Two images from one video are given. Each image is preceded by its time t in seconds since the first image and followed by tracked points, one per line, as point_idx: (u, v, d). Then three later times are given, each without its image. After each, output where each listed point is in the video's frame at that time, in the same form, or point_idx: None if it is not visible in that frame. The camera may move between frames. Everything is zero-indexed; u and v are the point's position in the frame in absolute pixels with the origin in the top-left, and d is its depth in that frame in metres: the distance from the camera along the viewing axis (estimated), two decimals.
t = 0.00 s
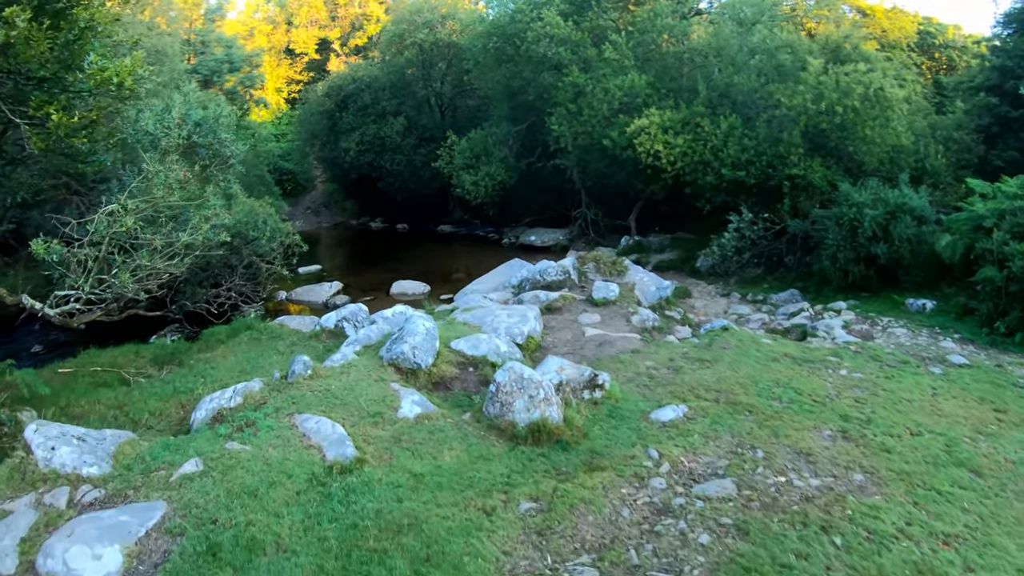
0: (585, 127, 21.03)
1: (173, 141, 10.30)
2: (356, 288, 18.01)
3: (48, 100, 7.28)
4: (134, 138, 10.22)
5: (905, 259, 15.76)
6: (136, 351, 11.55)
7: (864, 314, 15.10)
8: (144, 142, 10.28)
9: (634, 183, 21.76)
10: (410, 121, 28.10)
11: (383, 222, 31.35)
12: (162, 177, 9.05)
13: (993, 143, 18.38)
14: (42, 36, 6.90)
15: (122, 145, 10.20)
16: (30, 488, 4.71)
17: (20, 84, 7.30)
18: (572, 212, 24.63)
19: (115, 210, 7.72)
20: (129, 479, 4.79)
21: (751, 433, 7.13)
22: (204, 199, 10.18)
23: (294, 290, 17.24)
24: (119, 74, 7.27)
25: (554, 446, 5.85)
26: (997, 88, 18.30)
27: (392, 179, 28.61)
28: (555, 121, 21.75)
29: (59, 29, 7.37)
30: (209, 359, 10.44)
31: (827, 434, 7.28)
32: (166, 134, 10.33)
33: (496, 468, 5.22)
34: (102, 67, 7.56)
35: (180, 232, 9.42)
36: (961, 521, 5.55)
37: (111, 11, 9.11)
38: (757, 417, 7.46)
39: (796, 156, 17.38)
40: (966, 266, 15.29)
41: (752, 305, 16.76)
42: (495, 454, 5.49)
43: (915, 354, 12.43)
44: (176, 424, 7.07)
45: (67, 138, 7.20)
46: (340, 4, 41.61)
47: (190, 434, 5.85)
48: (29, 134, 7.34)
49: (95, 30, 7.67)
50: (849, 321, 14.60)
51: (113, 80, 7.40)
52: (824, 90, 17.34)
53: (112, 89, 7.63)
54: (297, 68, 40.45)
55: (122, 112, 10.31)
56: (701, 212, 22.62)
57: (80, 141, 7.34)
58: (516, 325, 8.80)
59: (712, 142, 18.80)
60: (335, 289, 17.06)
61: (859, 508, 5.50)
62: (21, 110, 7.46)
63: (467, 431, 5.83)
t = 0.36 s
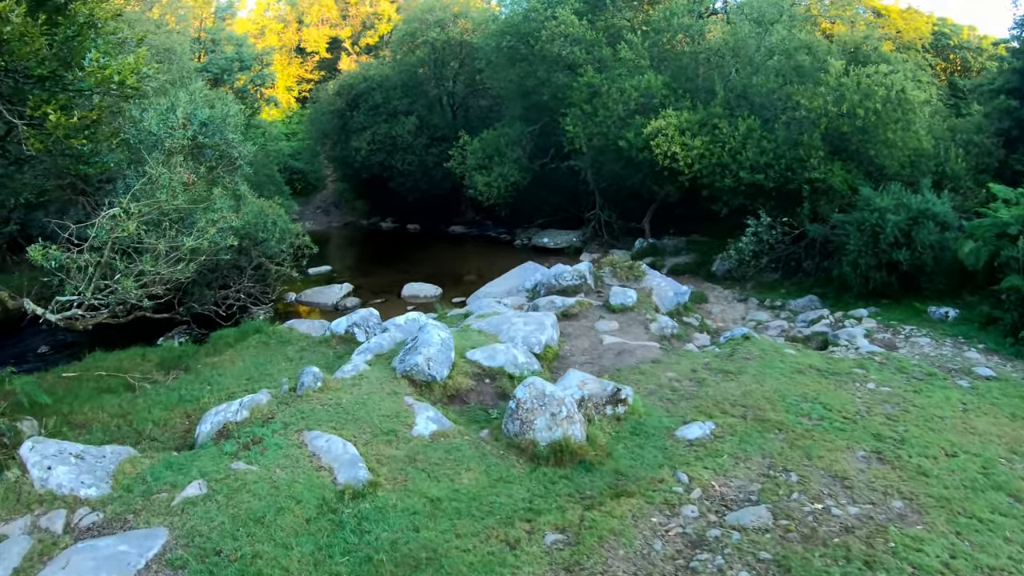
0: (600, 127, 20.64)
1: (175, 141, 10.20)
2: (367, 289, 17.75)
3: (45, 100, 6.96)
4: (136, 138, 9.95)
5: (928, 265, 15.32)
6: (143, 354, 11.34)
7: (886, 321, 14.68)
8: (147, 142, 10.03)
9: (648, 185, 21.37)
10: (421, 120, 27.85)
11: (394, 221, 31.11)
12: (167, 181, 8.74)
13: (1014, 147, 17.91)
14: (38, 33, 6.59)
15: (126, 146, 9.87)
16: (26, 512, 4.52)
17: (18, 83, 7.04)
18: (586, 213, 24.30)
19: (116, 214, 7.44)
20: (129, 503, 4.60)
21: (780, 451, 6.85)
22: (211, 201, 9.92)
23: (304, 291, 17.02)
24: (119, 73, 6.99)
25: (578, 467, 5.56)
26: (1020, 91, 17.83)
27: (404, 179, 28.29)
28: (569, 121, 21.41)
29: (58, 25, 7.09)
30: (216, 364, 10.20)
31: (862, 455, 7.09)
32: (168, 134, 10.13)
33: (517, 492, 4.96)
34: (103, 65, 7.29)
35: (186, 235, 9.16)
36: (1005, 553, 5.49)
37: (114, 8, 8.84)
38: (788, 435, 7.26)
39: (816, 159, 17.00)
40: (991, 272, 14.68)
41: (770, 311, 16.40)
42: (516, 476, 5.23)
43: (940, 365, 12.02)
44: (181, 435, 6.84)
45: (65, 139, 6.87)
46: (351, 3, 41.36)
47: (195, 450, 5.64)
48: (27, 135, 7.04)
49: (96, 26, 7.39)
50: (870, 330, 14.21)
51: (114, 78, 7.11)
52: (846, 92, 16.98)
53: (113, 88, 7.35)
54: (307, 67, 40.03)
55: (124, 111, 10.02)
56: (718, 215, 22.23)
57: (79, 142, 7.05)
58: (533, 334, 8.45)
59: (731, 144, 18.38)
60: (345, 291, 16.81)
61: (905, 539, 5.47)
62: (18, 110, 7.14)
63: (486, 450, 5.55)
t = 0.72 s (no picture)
0: (614, 126, 20.27)
1: (185, 135, 9.91)
2: (377, 288, 17.45)
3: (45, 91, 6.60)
4: (142, 130, 9.67)
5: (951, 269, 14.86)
6: (148, 354, 11.07)
7: (908, 327, 14.26)
8: (154, 135, 9.72)
9: (663, 185, 20.96)
10: (433, 118, 27.59)
11: (403, 220, 30.82)
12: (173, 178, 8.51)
13: None
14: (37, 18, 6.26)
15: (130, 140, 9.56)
16: (18, 528, 4.26)
17: (17, 71, 6.65)
18: (599, 213, 23.94)
19: (120, 211, 7.11)
20: (129, 520, 4.35)
21: (815, 466, 6.50)
22: (219, 197, 9.60)
23: (313, 290, 16.72)
24: (124, 62, 6.82)
25: (608, 481, 5.25)
26: None
27: (414, 177, 27.93)
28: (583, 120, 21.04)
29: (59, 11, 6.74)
30: (223, 365, 9.87)
31: (902, 470, 6.73)
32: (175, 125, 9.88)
33: (546, 511, 4.66)
34: (107, 53, 7.02)
35: (192, 233, 8.82)
36: None
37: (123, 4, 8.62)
38: (823, 448, 6.93)
39: (838, 160, 16.60)
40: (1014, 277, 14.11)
41: (788, 315, 16.02)
42: (543, 493, 4.91)
43: (969, 374, 11.61)
44: (187, 441, 6.54)
45: (68, 133, 6.52)
46: None
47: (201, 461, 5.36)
48: (26, 127, 6.70)
49: (99, 12, 7.03)
50: (893, 336, 13.79)
51: (119, 67, 6.92)
52: (867, 92, 16.47)
53: (118, 78, 7.15)
54: (317, 64, 40.12)
55: (128, 103, 9.68)
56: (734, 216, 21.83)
57: (81, 132, 6.79)
58: (553, 338, 8.10)
59: (750, 144, 17.87)
60: (355, 290, 16.50)
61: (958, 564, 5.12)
62: (16, 99, 6.76)
63: (510, 463, 5.24)
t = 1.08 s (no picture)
0: (623, 131, 20.00)
1: (187, 142, 9.36)
2: (384, 295, 17.19)
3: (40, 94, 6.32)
4: (143, 136, 9.37)
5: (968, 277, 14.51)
6: (151, 365, 10.85)
7: (925, 336, 13.93)
8: (155, 141, 9.41)
9: (673, 191, 20.66)
10: (439, 122, 27.34)
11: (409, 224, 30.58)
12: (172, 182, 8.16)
13: None
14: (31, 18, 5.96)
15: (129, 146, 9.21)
16: (14, 565, 4.09)
17: (13, 76, 6.38)
18: (607, 218, 23.67)
19: (121, 221, 6.75)
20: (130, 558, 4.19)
21: (847, 488, 6.23)
22: (223, 206, 9.29)
23: (319, 297, 16.47)
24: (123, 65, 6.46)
25: (638, 508, 5.03)
26: None
27: (420, 182, 27.70)
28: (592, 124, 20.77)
29: (56, 11, 6.45)
30: (228, 376, 9.61)
31: (936, 491, 6.44)
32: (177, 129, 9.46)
33: (574, 544, 4.46)
34: (106, 55, 6.72)
35: (197, 243, 8.50)
36: None
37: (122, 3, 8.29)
38: (855, 468, 6.64)
39: (853, 166, 16.30)
40: None
41: (802, 323, 15.76)
42: (570, 523, 4.70)
43: (990, 385, 11.31)
44: (192, 462, 6.45)
45: (63, 138, 6.20)
46: (366, 4, 40.95)
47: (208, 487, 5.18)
48: (21, 132, 6.39)
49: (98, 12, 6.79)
50: (910, 345, 13.46)
51: (119, 71, 6.56)
52: (882, 96, 16.23)
53: (118, 82, 6.79)
54: (321, 68, 39.85)
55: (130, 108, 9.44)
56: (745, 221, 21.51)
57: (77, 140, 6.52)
58: (570, 352, 7.81)
59: (764, 149, 17.56)
60: (362, 297, 16.24)
61: None
62: (11, 104, 6.47)
63: (535, 490, 5.03)
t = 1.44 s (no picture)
0: (633, 129, 19.66)
1: (184, 137, 8.78)
2: (391, 295, 16.92)
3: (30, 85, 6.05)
4: (139, 131, 8.82)
5: (988, 278, 14.13)
6: (153, 367, 10.60)
7: (944, 338, 13.56)
8: (152, 137, 8.89)
9: (683, 190, 20.32)
10: (445, 120, 27.02)
11: (415, 224, 30.31)
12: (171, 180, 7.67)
13: None
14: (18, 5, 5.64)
15: (127, 140, 8.86)
16: None
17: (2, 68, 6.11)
18: (616, 217, 23.34)
19: (116, 220, 6.40)
20: None
21: (880, 502, 5.91)
22: (223, 205, 8.98)
23: (325, 297, 16.18)
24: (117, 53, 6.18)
25: (664, 525, 4.81)
26: None
27: (426, 181, 27.42)
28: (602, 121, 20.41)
29: None
30: (230, 380, 9.30)
31: (974, 506, 6.11)
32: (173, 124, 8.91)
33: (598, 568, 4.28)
34: (99, 45, 6.41)
35: (196, 243, 8.13)
36: None
37: None
38: (888, 481, 6.32)
39: (869, 164, 15.91)
40: None
41: (817, 324, 15.42)
42: (594, 545, 4.55)
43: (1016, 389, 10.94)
44: (191, 472, 6.25)
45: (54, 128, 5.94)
46: (371, 2, 40.67)
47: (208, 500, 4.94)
48: (11, 127, 6.07)
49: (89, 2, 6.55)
50: (930, 348, 13.07)
51: (113, 61, 6.33)
52: (899, 93, 15.83)
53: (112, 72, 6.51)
54: (326, 66, 39.46)
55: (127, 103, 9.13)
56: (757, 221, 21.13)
57: (69, 133, 6.24)
58: (586, 357, 7.48)
59: (777, 147, 17.19)
60: (368, 297, 15.94)
61: None
62: None
63: (556, 507, 4.84)
